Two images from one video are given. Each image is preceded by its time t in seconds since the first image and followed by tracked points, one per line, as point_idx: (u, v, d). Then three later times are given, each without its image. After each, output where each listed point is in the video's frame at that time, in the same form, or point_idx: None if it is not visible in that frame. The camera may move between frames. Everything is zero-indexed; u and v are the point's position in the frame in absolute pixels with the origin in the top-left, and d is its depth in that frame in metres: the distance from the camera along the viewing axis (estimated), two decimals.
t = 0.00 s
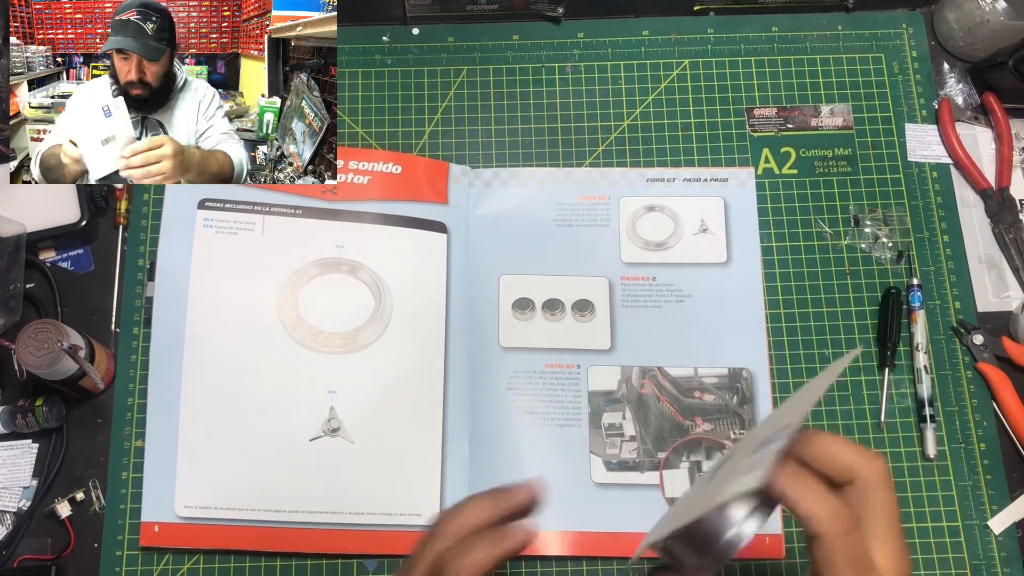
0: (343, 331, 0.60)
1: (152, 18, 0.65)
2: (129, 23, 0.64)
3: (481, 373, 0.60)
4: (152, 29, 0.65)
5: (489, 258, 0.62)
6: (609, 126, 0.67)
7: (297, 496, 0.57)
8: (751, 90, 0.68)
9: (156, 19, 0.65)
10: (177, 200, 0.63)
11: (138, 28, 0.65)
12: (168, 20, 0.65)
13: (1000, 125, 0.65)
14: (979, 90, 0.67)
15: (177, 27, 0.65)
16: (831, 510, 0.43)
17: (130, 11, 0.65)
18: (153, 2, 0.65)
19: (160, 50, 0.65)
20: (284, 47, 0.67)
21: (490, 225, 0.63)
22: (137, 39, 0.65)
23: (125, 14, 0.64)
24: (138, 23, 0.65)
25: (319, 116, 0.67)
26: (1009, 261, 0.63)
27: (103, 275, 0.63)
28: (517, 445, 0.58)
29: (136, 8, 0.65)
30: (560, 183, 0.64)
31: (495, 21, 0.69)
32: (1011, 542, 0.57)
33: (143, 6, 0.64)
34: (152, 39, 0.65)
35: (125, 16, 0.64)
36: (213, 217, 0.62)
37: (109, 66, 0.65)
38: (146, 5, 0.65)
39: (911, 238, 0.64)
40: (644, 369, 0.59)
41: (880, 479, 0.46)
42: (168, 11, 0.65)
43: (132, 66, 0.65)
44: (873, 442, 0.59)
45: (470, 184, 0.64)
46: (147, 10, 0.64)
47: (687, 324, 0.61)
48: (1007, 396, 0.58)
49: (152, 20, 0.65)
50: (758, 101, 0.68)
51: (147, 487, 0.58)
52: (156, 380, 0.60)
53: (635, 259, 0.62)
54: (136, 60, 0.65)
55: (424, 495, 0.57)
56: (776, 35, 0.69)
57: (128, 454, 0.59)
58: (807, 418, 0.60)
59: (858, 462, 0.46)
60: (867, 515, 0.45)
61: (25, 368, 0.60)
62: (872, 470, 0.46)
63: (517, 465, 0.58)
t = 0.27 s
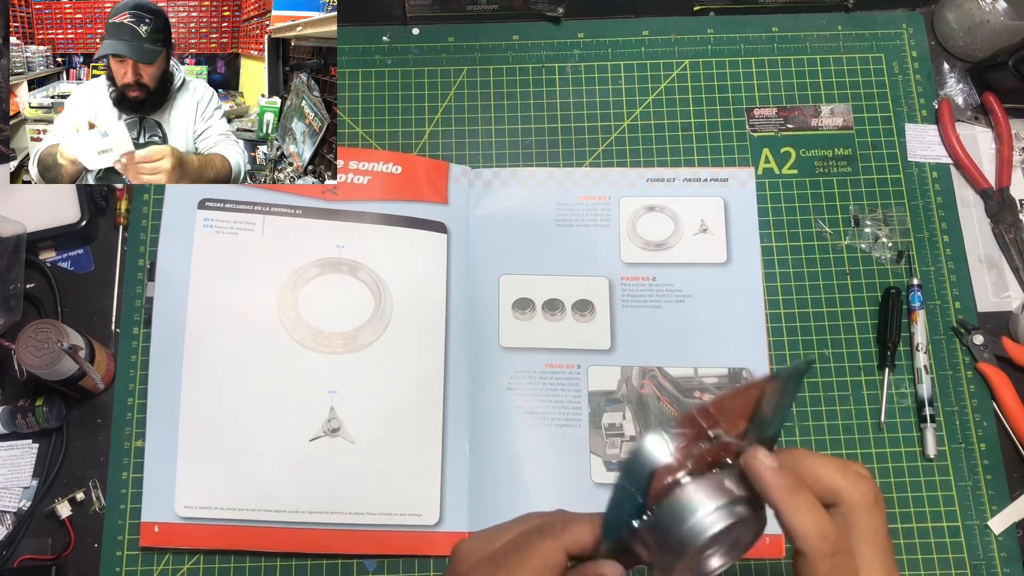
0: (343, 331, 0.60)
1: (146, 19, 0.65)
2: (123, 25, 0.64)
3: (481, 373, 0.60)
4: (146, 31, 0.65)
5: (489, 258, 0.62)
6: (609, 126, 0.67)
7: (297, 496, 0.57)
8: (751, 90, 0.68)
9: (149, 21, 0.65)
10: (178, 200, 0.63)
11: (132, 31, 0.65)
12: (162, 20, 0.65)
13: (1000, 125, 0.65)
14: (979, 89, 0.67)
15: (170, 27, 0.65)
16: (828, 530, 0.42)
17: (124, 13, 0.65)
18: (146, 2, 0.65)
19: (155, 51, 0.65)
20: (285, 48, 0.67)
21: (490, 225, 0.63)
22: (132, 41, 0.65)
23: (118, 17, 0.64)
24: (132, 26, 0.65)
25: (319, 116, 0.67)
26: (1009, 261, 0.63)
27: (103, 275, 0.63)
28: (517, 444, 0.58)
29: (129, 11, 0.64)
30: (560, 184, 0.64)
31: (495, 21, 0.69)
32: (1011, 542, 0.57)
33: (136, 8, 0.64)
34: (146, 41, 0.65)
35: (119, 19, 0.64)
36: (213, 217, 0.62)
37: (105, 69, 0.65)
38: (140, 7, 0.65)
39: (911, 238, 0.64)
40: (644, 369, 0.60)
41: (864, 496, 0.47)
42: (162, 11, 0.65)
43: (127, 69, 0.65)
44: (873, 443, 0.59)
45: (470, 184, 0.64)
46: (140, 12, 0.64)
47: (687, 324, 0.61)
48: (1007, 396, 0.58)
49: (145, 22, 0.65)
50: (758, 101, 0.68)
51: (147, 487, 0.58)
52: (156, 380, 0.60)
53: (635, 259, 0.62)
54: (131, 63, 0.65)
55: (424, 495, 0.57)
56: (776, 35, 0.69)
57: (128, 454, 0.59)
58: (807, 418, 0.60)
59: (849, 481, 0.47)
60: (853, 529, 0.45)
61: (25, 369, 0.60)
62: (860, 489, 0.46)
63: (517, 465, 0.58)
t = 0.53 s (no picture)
0: (343, 331, 0.60)
1: (146, 21, 0.65)
2: (124, 27, 0.64)
3: (481, 373, 0.60)
4: (146, 32, 0.65)
5: (488, 258, 0.62)
6: (609, 126, 0.67)
7: (297, 496, 0.57)
8: (751, 90, 0.68)
9: (150, 22, 0.65)
10: (178, 200, 0.63)
11: (133, 32, 0.65)
12: (163, 21, 0.65)
13: (1000, 125, 0.65)
14: (979, 89, 0.67)
15: (170, 28, 0.65)
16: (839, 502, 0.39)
17: (124, 15, 0.65)
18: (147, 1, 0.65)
19: (156, 53, 0.65)
20: (284, 48, 0.67)
21: (490, 225, 0.63)
22: (133, 43, 0.65)
23: (119, 18, 0.64)
24: (132, 28, 0.65)
25: (319, 116, 0.67)
26: (1009, 261, 0.63)
27: (103, 275, 0.63)
28: (516, 444, 0.58)
29: (130, 12, 0.64)
30: (559, 183, 0.64)
31: (495, 21, 0.69)
32: (1011, 542, 0.57)
33: (136, 9, 0.64)
34: (147, 42, 0.65)
35: (119, 21, 0.64)
36: (213, 217, 0.62)
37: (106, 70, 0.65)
38: (140, 8, 0.65)
39: (911, 238, 0.64)
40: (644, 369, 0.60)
41: (858, 471, 0.43)
42: (162, 11, 0.65)
43: (128, 70, 0.65)
44: (874, 443, 0.59)
45: (470, 184, 0.64)
46: (141, 14, 0.64)
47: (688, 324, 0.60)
48: (1007, 396, 0.58)
49: (146, 24, 0.65)
50: (758, 101, 0.68)
51: (147, 487, 0.58)
52: (156, 380, 0.60)
53: (636, 259, 0.62)
54: (132, 64, 0.65)
55: (424, 495, 0.57)
56: (776, 35, 0.69)
57: (128, 454, 0.59)
58: (807, 418, 0.60)
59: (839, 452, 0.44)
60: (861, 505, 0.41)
61: (25, 368, 0.60)
62: (852, 463, 0.43)
63: (517, 465, 0.58)
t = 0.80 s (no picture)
0: (344, 331, 0.60)
1: (149, 24, 0.64)
2: (127, 31, 0.64)
3: (481, 373, 0.60)
4: (149, 35, 0.64)
5: (489, 258, 0.62)
6: (609, 126, 0.67)
7: (297, 496, 0.57)
8: (751, 90, 0.68)
9: (153, 25, 0.64)
10: (177, 199, 0.63)
11: (136, 36, 0.64)
12: (166, 24, 0.65)
13: (1000, 125, 0.65)
14: (979, 89, 0.67)
15: (174, 31, 0.65)
16: (830, 508, 0.43)
17: (126, 18, 0.64)
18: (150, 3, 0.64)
19: (159, 56, 0.65)
20: (285, 48, 0.67)
21: (490, 225, 0.63)
22: (135, 47, 0.65)
23: (121, 21, 0.64)
24: (135, 31, 0.64)
25: (319, 116, 0.67)
26: (1009, 261, 0.63)
27: (103, 275, 0.63)
28: (516, 444, 0.58)
29: (132, 16, 0.64)
30: (560, 183, 0.64)
31: (495, 21, 0.69)
32: (1010, 542, 0.57)
33: (138, 12, 0.64)
34: (150, 45, 0.65)
35: (121, 24, 0.64)
36: (213, 217, 0.62)
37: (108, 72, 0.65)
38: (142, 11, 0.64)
39: (911, 238, 0.64)
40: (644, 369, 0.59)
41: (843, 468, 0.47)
42: (163, 11, 0.65)
43: (131, 74, 0.65)
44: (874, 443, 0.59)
45: (470, 183, 0.64)
46: (143, 17, 0.64)
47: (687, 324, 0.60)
48: (1007, 396, 0.58)
49: (149, 27, 0.64)
50: (758, 101, 0.68)
51: (147, 487, 0.58)
52: (156, 380, 0.60)
53: (636, 259, 0.62)
54: (135, 68, 0.65)
55: (424, 495, 0.57)
56: (776, 35, 0.69)
57: (128, 454, 0.59)
58: (807, 418, 0.60)
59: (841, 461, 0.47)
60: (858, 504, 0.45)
61: (25, 369, 0.60)
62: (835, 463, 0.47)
63: (517, 465, 0.58)
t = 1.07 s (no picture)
0: (344, 331, 0.60)
1: (150, 25, 0.64)
2: (127, 32, 0.64)
3: (481, 373, 0.60)
4: (150, 36, 0.64)
5: (489, 258, 0.62)
6: (609, 126, 0.67)
7: (297, 496, 0.57)
8: (751, 90, 0.68)
9: (154, 26, 0.64)
10: (177, 200, 0.63)
11: (136, 37, 0.64)
12: (167, 24, 0.65)
13: (1000, 125, 0.65)
14: (979, 89, 0.67)
15: (174, 31, 0.65)
16: (835, 511, 0.49)
17: (127, 18, 0.64)
18: (150, 3, 0.64)
19: (160, 56, 0.65)
20: (284, 47, 0.67)
21: (490, 225, 0.63)
22: (136, 48, 0.65)
23: (121, 22, 0.64)
24: (136, 32, 0.64)
25: (319, 116, 0.67)
26: (1009, 261, 0.63)
27: (103, 275, 0.63)
28: (516, 444, 0.58)
29: (133, 16, 0.64)
30: (560, 183, 0.64)
31: (495, 21, 0.69)
32: (1010, 542, 0.57)
33: (139, 13, 0.64)
34: (151, 46, 0.65)
35: (122, 25, 0.64)
36: (213, 217, 0.62)
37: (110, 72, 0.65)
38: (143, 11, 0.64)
39: (911, 238, 0.64)
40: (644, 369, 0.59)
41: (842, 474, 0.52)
42: (166, 12, 0.64)
43: (132, 74, 0.65)
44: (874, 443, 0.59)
45: (470, 183, 0.64)
46: (144, 18, 0.64)
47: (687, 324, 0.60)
48: (1007, 396, 0.58)
49: (149, 28, 0.64)
50: (758, 101, 0.68)
51: (147, 487, 0.58)
52: (156, 380, 0.60)
53: (636, 259, 0.62)
54: (136, 68, 0.65)
55: (424, 495, 0.57)
56: (776, 35, 0.69)
57: (128, 454, 0.59)
58: (807, 418, 0.60)
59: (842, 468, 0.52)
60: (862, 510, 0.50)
61: (25, 369, 0.60)
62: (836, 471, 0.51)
63: (517, 465, 0.58)
